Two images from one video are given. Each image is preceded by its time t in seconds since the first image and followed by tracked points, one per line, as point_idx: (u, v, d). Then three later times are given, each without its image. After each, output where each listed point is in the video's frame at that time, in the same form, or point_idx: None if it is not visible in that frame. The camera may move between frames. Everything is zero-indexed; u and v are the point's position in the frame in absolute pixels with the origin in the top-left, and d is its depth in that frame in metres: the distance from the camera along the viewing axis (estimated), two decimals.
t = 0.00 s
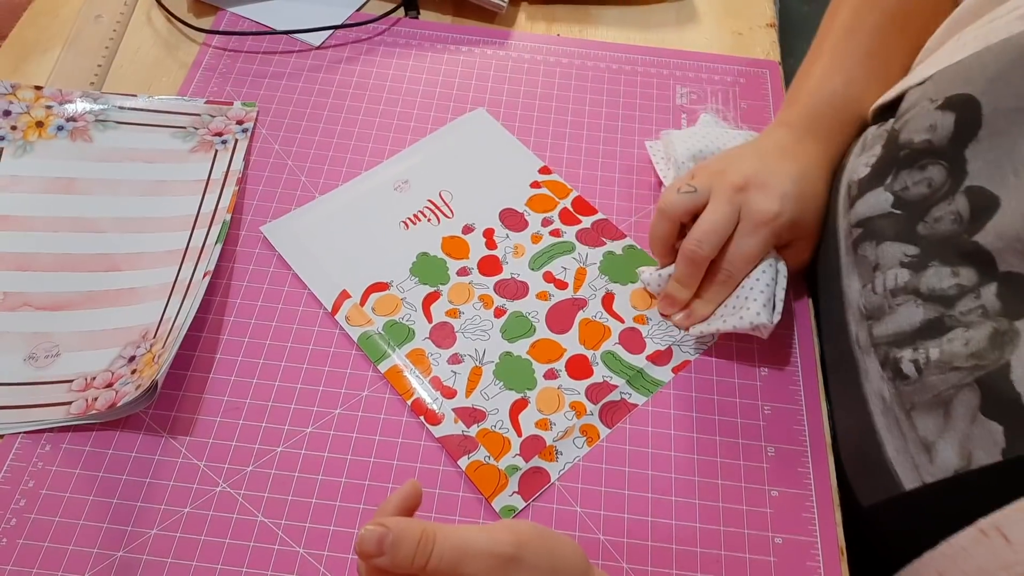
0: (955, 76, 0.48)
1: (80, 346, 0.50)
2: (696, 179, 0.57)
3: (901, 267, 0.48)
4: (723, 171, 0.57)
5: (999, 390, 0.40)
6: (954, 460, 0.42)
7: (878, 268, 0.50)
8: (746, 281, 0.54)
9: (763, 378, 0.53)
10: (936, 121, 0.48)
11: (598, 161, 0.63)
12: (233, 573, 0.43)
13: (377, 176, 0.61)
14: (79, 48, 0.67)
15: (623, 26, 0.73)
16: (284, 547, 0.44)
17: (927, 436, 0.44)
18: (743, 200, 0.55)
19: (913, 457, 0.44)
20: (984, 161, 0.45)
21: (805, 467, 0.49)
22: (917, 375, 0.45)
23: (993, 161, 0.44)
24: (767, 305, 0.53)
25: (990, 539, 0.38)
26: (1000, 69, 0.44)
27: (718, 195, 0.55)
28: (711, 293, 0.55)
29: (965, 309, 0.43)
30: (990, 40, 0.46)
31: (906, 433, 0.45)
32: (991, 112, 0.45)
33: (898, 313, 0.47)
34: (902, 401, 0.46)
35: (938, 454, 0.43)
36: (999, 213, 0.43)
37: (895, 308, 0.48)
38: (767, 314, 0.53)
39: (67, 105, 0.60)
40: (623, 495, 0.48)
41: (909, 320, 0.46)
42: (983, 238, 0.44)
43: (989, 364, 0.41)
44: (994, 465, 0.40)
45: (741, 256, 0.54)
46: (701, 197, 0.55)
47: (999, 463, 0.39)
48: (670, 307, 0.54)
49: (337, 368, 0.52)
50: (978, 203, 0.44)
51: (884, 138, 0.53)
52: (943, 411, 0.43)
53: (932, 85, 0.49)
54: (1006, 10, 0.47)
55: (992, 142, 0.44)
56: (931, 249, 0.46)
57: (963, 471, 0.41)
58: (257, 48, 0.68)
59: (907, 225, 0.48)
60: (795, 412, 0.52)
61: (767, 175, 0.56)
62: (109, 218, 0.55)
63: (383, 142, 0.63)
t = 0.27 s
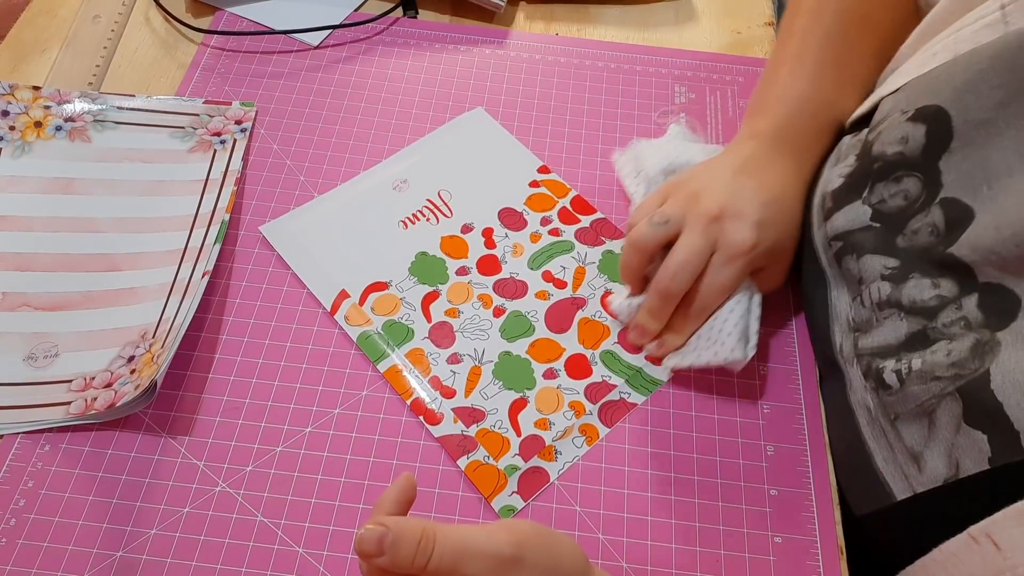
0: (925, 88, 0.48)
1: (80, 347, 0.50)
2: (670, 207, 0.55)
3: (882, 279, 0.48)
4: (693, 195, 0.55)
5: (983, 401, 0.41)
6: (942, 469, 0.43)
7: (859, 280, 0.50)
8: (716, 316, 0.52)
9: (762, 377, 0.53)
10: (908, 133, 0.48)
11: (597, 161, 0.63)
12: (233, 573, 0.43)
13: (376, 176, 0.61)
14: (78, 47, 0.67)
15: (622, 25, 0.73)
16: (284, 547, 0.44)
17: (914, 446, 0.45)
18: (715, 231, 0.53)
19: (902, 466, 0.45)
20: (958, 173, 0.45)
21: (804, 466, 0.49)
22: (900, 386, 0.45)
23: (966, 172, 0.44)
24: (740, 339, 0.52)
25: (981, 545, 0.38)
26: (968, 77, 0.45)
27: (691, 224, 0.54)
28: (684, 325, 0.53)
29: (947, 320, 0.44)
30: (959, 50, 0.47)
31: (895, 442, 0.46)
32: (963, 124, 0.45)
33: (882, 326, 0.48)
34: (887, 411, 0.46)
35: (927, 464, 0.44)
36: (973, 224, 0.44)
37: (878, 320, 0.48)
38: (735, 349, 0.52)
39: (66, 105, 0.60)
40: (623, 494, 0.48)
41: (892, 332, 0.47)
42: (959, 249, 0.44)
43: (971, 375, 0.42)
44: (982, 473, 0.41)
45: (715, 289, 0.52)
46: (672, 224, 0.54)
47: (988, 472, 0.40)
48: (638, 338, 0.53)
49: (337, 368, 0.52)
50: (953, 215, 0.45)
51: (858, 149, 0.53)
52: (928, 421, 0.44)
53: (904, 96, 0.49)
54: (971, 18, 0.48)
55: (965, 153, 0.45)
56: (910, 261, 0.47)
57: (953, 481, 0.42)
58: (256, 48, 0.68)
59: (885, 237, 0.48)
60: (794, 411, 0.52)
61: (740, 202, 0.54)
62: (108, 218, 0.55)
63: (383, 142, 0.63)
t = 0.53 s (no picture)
0: (907, 91, 0.48)
1: (80, 347, 0.50)
2: (571, 273, 0.47)
3: (875, 280, 0.50)
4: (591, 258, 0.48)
5: (977, 402, 0.42)
6: (939, 471, 0.44)
7: (854, 282, 0.51)
8: (626, 392, 0.46)
9: (762, 377, 0.53)
10: (893, 135, 0.49)
11: (597, 161, 0.63)
12: (233, 573, 0.44)
13: (376, 176, 0.61)
14: (78, 47, 0.67)
15: (622, 26, 0.73)
16: (284, 547, 0.44)
17: (909, 446, 0.46)
18: (621, 304, 0.46)
19: (898, 469, 0.46)
20: (944, 174, 0.47)
21: (804, 466, 0.49)
22: (896, 387, 0.47)
23: (951, 173, 0.46)
24: (649, 422, 0.46)
25: (977, 546, 0.38)
26: (949, 82, 0.46)
27: (591, 294, 0.46)
28: (592, 406, 0.47)
29: (939, 319, 0.45)
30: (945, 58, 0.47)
31: (891, 444, 0.47)
32: (948, 127, 0.46)
33: (876, 327, 0.49)
34: (883, 412, 0.48)
35: (923, 465, 0.45)
36: (957, 223, 0.45)
37: (873, 321, 0.49)
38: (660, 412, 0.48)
39: (67, 105, 0.60)
40: (623, 494, 0.48)
41: (886, 333, 0.48)
42: (947, 248, 0.46)
43: (965, 375, 0.43)
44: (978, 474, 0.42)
45: (621, 368, 0.45)
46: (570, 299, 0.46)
47: (982, 473, 0.41)
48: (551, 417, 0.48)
49: (337, 368, 0.52)
50: (938, 215, 0.46)
51: (838, 148, 0.54)
52: (924, 421, 0.45)
53: (887, 99, 0.50)
54: (954, 26, 0.47)
55: (950, 156, 0.46)
56: (902, 261, 0.48)
57: (949, 481, 0.43)
58: (256, 48, 0.68)
59: (877, 239, 0.50)
60: (794, 411, 0.52)
61: (646, 269, 0.47)
62: (108, 218, 0.55)
63: (383, 142, 0.63)
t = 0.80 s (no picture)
0: (900, 96, 0.48)
1: (80, 347, 0.50)
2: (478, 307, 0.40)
3: (870, 282, 0.50)
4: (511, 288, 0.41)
5: (973, 402, 0.42)
6: (935, 472, 0.43)
7: (847, 285, 0.51)
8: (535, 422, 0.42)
9: (762, 377, 0.53)
10: (885, 139, 0.49)
11: (597, 161, 0.64)
12: (233, 573, 0.44)
13: (376, 176, 0.61)
14: (78, 47, 0.67)
15: (622, 26, 0.73)
16: (284, 547, 0.44)
17: (906, 448, 0.45)
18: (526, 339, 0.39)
19: (895, 469, 0.46)
20: (938, 178, 0.47)
21: (804, 466, 0.49)
22: (892, 389, 0.46)
23: (946, 177, 0.46)
24: (551, 454, 0.44)
25: (975, 546, 0.38)
26: (941, 87, 0.45)
27: (500, 329, 0.39)
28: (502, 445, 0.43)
29: (935, 321, 0.45)
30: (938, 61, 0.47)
31: (887, 445, 0.46)
32: (941, 130, 0.46)
33: (871, 329, 0.49)
34: (879, 414, 0.47)
35: (920, 466, 0.44)
36: (953, 226, 0.45)
37: (867, 324, 0.49)
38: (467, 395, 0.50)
39: (67, 105, 0.60)
40: (623, 494, 0.48)
41: (882, 335, 0.48)
42: (941, 251, 0.46)
43: (961, 376, 0.43)
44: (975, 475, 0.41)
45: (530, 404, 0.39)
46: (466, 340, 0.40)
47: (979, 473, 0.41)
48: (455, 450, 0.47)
49: (337, 368, 0.52)
50: (933, 218, 0.47)
51: (833, 151, 0.54)
52: (920, 423, 0.45)
53: (882, 103, 0.50)
54: (946, 31, 0.47)
55: (944, 160, 0.46)
56: (897, 263, 0.48)
57: (946, 481, 0.43)
58: (256, 48, 0.68)
59: (871, 242, 0.50)
60: (794, 411, 0.52)
61: (557, 296, 0.41)
62: (108, 218, 0.55)
63: (383, 142, 0.63)
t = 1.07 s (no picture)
0: (904, 93, 0.47)
1: (80, 347, 0.50)
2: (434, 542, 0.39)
3: (873, 283, 0.49)
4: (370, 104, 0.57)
5: (979, 403, 0.40)
6: (941, 473, 0.42)
7: (849, 285, 0.51)
8: None
9: (762, 377, 0.53)
10: (890, 138, 0.48)
11: (597, 161, 0.64)
12: (233, 573, 0.44)
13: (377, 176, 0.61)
14: (78, 47, 0.67)
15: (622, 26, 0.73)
16: (284, 547, 0.44)
17: (912, 450, 0.44)
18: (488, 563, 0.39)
19: (900, 472, 0.45)
20: (942, 177, 0.45)
21: (804, 466, 0.49)
22: (896, 390, 0.45)
23: (951, 177, 0.45)
24: None
25: (980, 547, 0.37)
26: (949, 87, 0.44)
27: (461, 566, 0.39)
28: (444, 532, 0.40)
29: (939, 321, 0.44)
30: (942, 57, 0.45)
31: (892, 447, 0.45)
32: (946, 130, 0.45)
33: (874, 330, 0.48)
34: (884, 416, 0.46)
35: (926, 468, 0.43)
36: (957, 226, 0.44)
37: (870, 324, 0.48)
38: (344, 240, 0.53)
39: (67, 105, 0.60)
40: (623, 494, 0.48)
41: (884, 336, 0.47)
42: (945, 252, 0.44)
43: (966, 377, 0.41)
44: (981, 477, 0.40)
45: None
46: (342, 147, 0.54)
47: (985, 476, 0.39)
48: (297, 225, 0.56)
49: (337, 368, 0.52)
50: (936, 217, 0.45)
51: (836, 151, 0.53)
52: (925, 425, 0.43)
53: (885, 100, 0.49)
54: (947, 22, 0.45)
55: (948, 159, 0.45)
56: (900, 263, 0.47)
57: (952, 484, 0.41)
58: (256, 48, 0.68)
59: (874, 242, 0.49)
60: (794, 411, 0.52)
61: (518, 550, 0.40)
62: (108, 218, 0.55)
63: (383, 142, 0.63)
